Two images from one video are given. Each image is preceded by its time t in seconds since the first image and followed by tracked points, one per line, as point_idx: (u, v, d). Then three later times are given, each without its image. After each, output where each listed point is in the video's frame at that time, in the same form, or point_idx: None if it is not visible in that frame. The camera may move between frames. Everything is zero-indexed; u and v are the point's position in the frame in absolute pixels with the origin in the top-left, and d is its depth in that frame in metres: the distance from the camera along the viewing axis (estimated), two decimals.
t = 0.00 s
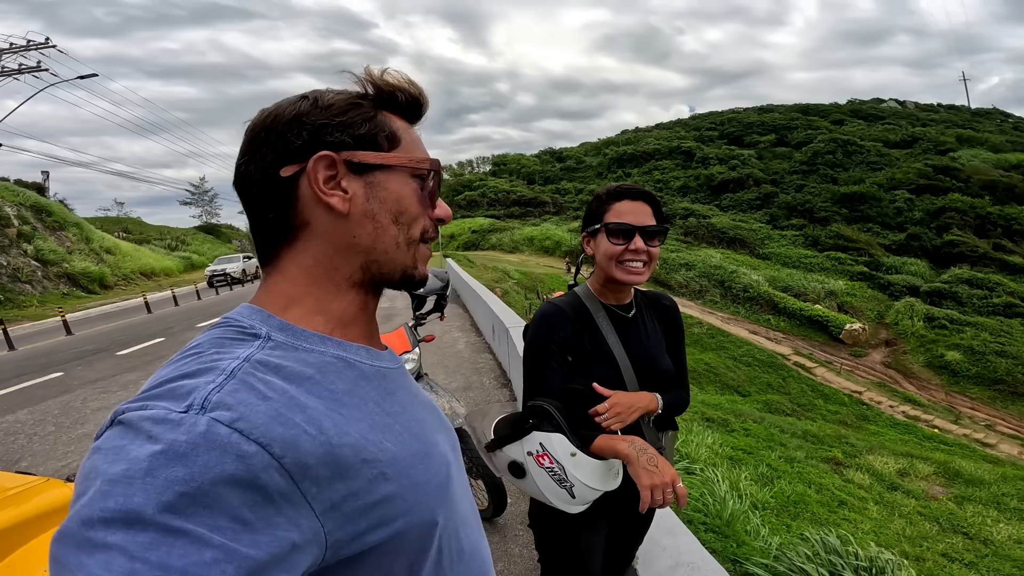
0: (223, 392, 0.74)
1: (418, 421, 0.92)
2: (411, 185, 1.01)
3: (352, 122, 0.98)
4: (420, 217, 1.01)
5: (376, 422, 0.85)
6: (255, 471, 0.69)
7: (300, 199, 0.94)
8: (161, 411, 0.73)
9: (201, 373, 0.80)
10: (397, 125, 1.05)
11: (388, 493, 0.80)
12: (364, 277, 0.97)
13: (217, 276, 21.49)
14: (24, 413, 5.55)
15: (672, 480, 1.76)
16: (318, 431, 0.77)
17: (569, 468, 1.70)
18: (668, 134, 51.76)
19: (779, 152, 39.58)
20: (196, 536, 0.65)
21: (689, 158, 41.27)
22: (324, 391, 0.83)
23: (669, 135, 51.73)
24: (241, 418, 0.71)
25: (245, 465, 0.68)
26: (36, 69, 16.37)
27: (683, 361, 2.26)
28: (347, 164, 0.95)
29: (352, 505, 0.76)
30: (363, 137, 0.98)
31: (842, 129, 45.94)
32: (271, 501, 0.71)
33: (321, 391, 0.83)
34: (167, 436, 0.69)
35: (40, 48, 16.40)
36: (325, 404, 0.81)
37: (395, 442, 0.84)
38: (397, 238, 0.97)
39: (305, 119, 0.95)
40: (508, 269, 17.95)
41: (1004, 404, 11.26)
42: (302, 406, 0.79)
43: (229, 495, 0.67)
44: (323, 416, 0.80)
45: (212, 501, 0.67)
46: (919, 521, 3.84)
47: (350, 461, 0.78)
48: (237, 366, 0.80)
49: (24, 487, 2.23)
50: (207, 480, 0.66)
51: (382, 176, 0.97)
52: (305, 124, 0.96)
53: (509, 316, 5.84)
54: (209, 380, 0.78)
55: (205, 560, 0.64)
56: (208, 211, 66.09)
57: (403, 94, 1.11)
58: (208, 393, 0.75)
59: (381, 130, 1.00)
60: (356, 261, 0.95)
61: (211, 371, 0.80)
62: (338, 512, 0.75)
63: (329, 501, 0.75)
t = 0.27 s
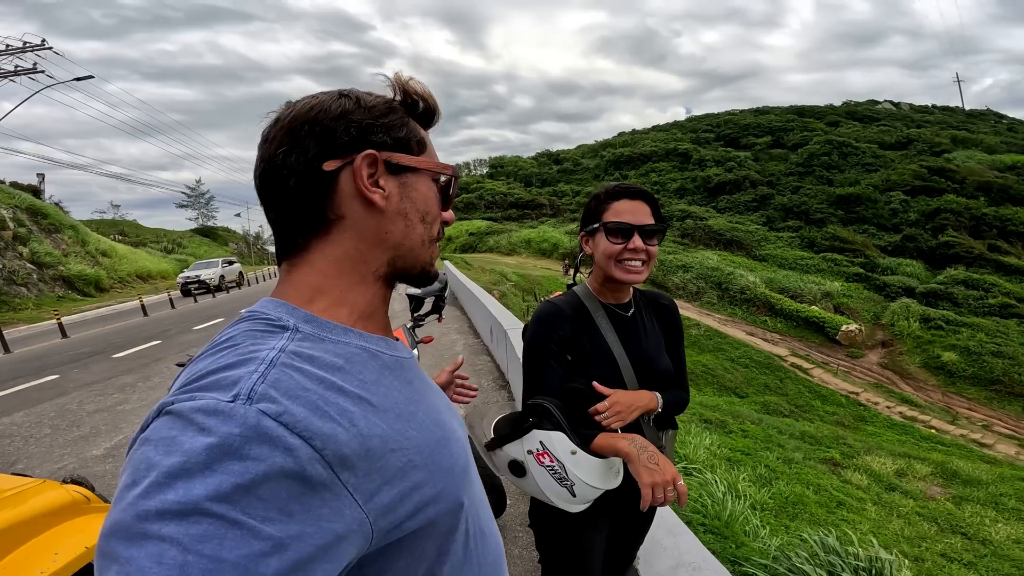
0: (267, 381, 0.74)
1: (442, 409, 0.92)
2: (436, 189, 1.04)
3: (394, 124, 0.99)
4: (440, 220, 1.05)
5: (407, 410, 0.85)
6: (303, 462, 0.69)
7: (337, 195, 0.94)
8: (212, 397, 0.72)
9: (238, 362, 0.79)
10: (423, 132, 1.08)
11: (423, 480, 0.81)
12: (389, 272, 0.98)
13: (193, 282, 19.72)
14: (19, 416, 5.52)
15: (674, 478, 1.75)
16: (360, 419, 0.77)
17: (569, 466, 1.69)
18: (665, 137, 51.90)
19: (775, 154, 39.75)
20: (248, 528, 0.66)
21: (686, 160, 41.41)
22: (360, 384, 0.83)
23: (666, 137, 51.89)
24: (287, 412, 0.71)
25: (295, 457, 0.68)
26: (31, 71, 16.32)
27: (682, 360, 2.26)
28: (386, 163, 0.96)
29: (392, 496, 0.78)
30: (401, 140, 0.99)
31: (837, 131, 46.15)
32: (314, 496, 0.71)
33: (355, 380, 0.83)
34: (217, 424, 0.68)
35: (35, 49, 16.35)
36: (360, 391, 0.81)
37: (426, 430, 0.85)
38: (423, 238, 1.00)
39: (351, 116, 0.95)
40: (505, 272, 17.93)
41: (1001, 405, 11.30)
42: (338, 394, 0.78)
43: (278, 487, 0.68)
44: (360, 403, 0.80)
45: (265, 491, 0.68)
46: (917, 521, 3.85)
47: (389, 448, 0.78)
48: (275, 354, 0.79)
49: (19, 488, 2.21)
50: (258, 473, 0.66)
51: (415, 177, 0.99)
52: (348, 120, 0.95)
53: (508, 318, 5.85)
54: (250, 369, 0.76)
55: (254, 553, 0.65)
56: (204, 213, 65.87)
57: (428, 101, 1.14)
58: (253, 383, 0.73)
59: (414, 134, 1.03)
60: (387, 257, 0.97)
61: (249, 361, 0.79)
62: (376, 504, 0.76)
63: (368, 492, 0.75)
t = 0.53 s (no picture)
0: (283, 352, 0.74)
1: (454, 382, 0.92)
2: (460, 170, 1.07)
3: (431, 105, 1.00)
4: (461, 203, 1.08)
5: (420, 381, 0.85)
6: (315, 435, 0.69)
7: (375, 170, 0.94)
8: (229, 368, 0.72)
9: (255, 332, 0.79)
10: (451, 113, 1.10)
11: (432, 453, 0.81)
12: (412, 251, 1.01)
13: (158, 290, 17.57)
14: (17, 416, 5.49)
15: (686, 462, 1.76)
16: (373, 392, 0.77)
17: (581, 451, 1.69)
18: (662, 138, 52.00)
19: (772, 154, 39.88)
20: (258, 499, 0.65)
21: (683, 161, 41.49)
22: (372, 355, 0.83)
23: (664, 138, 51.99)
24: (301, 382, 0.71)
25: (307, 430, 0.68)
26: (28, 72, 16.30)
27: (689, 349, 2.26)
28: (424, 143, 0.98)
29: (402, 469, 0.77)
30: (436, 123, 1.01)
31: (834, 131, 46.31)
32: (327, 466, 0.71)
33: (369, 352, 0.82)
34: (234, 394, 0.68)
35: (32, 50, 16.33)
36: (372, 363, 0.81)
37: (438, 401, 0.85)
38: (445, 216, 1.04)
39: (394, 94, 0.95)
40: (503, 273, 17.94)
41: (999, 404, 11.33)
42: (351, 366, 0.78)
43: (289, 459, 0.67)
44: (374, 375, 0.80)
45: (276, 464, 0.67)
46: (918, 520, 3.86)
47: (400, 421, 0.78)
48: (291, 326, 0.79)
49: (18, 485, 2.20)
50: (271, 444, 0.66)
51: (445, 160, 1.01)
52: (390, 95, 0.95)
53: (507, 316, 5.85)
54: (267, 339, 0.77)
55: (261, 527, 0.65)
56: (202, 215, 65.71)
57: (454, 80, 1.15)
58: (269, 352, 0.74)
59: (445, 115, 1.04)
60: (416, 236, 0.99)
61: (266, 330, 0.79)
62: (387, 477, 0.75)
63: (379, 465, 0.75)
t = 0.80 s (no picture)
0: (307, 341, 0.74)
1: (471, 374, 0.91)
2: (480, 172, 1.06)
3: (454, 108, 1.00)
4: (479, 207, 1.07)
5: (438, 373, 0.84)
6: (334, 422, 0.68)
7: (394, 171, 0.94)
8: (254, 355, 0.72)
9: (278, 322, 0.79)
10: (475, 117, 1.09)
11: (448, 442, 0.81)
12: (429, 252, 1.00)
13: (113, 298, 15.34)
14: (18, 419, 5.47)
15: (697, 457, 1.77)
16: (392, 382, 0.77)
17: (592, 446, 1.71)
18: (659, 137, 52.08)
19: (769, 154, 39.97)
20: (277, 484, 0.65)
21: (681, 160, 41.55)
22: (391, 346, 0.82)
23: (661, 138, 52.05)
24: (323, 371, 0.71)
25: (326, 417, 0.68)
26: (25, 74, 16.25)
27: (695, 345, 2.27)
28: (443, 147, 0.97)
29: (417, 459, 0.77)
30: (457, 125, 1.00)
31: (831, 130, 46.45)
32: (345, 455, 0.71)
33: (389, 342, 0.82)
34: (258, 380, 0.69)
35: (29, 51, 16.29)
36: (391, 353, 0.81)
37: (454, 393, 0.84)
38: (460, 219, 1.03)
39: (418, 96, 0.95)
40: (502, 273, 17.93)
41: (997, 401, 11.37)
42: (371, 357, 0.78)
43: (309, 446, 0.68)
44: (393, 365, 0.80)
45: (296, 450, 0.67)
46: (918, 518, 3.87)
47: (418, 411, 0.78)
48: (313, 316, 0.79)
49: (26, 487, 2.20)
50: (291, 428, 0.66)
51: (465, 163, 1.01)
52: (411, 96, 0.94)
53: (509, 316, 5.86)
54: (290, 328, 0.77)
55: (281, 511, 0.65)
56: (198, 217, 65.38)
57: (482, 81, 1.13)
58: (292, 341, 0.74)
59: (468, 117, 1.03)
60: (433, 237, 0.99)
61: (289, 320, 0.79)
62: (404, 466, 0.75)
63: (396, 454, 0.74)
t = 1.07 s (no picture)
0: (274, 357, 0.74)
1: (451, 394, 0.93)
2: (412, 165, 0.96)
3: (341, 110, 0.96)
4: (425, 202, 0.97)
5: (415, 394, 0.86)
6: (300, 438, 0.69)
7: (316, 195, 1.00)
8: (220, 371, 0.73)
9: (252, 338, 0.80)
10: (407, 105, 1.00)
11: (423, 462, 0.81)
12: (376, 265, 0.98)
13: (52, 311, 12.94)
14: (17, 421, 5.47)
15: (700, 470, 1.76)
16: (363, 401, 0.78)
17: (592, 460, 1.69)
18: (660, 138, 52.08)
19: (770, 154, 39.95)
20: (241, 499, 0.65)
21: (682, 160, 41.54)
22: (361, 365, 0.83)
23: (662, 138, 52.06)
24: (290, 388, 0.71)
25: (294, 433, 0.69)
26: (27, 74, 16.27)
27: (698, 354, 2.26)
28: (343, 157, 0.96)
29: (385, 476, 0.77)
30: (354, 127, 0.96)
31: (832, 130, 46.41)
32: (311, 472, 0.71)
33: (362, 361, 0.84)
34: (221, 396, 0.69)
35: (31, 51, 16.33)
36: (365, 372, 0.82)
37: (431, 414, 0.85)
38: (398, 224, 0.96)
39: (311, 117, 0.98)
40: (503, 274, 17.92)
41: (999, 401, 11.34)
42: (343, 375, 0.79)
43: (274, 463, 0.68)
44: (366, 384, 0.81)
45: (260, 467, 0.67)
46: (920, 518, 3.86)
47: (389, 432, 0.79)
48: (287, 332, 0.80)
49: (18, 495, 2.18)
50: (255, 446, 0.67)
51: (376, 161, 0.95)
52: (302, 119, 1.00)
53: (509, 319, 5.86)
54: (261, 344, 0.78)
55: (246, 525, 0.65)
56: (199, 218, 65.34)
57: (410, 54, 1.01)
58: (261, 357, 0.75)
59: (371, 110, 0.97)
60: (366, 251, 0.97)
61: (263, 336, 0.80)
62: (370, 484, 0.76)
63: (361, 473, 0.75)
